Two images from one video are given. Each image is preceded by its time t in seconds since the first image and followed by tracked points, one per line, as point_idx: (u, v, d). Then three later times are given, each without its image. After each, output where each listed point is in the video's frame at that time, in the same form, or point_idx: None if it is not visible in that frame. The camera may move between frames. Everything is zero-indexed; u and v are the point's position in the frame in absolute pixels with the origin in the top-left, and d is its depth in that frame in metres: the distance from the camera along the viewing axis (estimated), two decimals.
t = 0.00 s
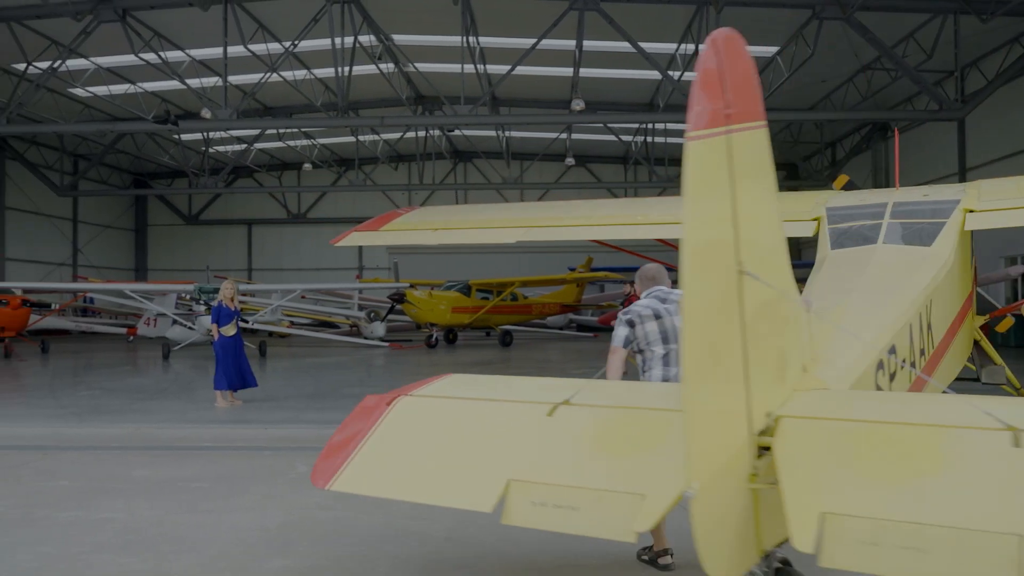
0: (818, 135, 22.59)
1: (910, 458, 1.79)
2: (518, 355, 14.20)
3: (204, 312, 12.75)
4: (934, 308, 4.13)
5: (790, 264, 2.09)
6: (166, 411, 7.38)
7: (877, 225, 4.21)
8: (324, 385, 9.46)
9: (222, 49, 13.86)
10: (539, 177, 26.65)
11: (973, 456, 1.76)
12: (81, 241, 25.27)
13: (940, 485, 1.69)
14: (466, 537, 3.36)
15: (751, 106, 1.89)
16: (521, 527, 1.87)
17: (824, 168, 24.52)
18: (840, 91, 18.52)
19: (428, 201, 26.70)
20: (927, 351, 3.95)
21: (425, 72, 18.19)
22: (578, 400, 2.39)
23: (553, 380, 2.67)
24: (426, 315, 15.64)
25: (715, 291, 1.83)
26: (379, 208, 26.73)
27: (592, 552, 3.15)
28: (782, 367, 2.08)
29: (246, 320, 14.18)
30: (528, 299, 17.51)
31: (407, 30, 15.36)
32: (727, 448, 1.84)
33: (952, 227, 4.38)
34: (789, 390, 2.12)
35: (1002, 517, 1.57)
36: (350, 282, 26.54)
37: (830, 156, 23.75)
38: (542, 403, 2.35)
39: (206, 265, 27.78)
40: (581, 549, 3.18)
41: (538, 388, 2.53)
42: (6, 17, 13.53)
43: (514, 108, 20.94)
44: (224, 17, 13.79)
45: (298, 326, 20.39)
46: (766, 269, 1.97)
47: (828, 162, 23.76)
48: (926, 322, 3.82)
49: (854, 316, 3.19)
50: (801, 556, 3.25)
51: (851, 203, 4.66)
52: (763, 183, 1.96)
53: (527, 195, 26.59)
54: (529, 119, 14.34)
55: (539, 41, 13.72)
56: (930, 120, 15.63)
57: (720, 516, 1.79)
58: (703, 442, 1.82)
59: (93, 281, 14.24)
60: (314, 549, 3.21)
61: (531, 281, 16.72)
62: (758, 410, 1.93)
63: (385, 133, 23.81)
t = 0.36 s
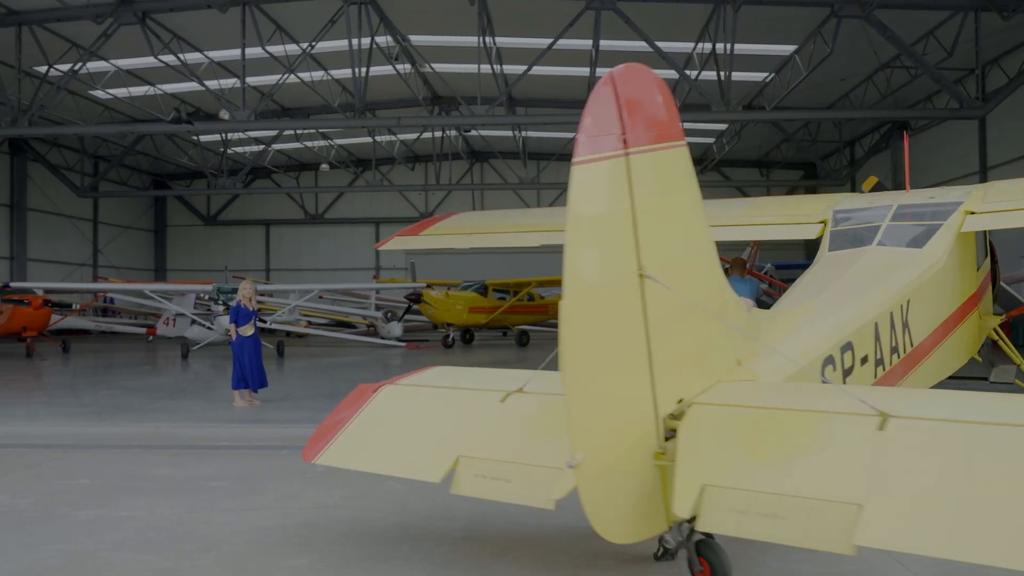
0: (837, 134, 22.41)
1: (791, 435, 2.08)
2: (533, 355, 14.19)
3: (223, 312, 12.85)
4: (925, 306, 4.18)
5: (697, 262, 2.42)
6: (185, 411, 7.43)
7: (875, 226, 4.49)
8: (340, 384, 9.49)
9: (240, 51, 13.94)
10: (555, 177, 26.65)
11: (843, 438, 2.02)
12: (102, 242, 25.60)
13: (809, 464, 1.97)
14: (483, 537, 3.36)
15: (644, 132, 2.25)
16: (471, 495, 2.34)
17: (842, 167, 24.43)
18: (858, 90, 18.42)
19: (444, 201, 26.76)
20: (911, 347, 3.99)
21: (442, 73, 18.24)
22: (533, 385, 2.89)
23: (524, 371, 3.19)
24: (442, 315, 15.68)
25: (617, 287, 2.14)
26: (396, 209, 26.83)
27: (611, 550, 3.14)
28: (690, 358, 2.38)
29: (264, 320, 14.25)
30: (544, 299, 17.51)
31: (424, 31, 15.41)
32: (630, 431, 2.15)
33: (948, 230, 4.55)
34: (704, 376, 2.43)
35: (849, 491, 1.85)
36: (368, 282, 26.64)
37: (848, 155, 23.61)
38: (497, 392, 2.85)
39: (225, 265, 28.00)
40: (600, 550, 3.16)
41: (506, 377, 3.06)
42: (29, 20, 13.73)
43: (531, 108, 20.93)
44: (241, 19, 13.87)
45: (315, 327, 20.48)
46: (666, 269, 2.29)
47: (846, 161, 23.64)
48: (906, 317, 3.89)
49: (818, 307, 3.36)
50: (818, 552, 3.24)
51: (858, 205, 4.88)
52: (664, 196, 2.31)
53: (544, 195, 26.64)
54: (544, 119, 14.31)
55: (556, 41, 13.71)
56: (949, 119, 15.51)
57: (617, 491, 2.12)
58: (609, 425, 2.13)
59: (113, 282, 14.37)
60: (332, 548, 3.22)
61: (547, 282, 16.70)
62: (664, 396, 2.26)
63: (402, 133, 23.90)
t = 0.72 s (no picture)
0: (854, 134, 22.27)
1: (706, 426, 2.43)
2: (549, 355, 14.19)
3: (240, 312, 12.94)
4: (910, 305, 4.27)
5: (642, 267, 2.75)
6: (202, 410, 7.49)
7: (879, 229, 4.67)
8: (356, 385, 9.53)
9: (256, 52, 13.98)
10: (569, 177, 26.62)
11: (751, 424, 2.37)
12: (119, 243, 25.78)
13: (712, 449, 2.33)
14: (500, 536, 3.37)
15: (580, 152, 2.61)
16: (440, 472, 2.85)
17: (859, 166, 24.29)
18: (876, 89, 18.29)
19: (459, 202, 26.77)
20: (891, 347, 4.09)
21: (456, 73, 18.24)
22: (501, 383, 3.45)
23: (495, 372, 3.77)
24: (458, 315, 15.73)
25: (548, 290, 2.53)
26: (412, 209, 26.87)
27: (625, 550, 3.14)
28: (634, 353, 2.74)
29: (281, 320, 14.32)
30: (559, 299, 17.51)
31: (439, 31, 15.41)
32: (566, 415, 2.56)
33: (946, 231, 4.77)
34: (649, 369, 2.78)
35: (740, 471, 2.21)
36: (383, 282, 26.70)
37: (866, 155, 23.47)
38: (470, 383, 3.46)
39: (241, 265, 28.13)
40: (615, 549, 3.15)
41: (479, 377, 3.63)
42: (48, 24, 13.88)
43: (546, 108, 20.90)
44: (257, 21, 13.96)
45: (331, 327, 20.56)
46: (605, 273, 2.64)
47: (863, 161, 23.47)
48: (887, 317, 4.02)
49: (795, 303, 3.60)
50: (835, 549, 3.22)
51: (869, 207, 5.09)
52: (605, 209, 2.65)
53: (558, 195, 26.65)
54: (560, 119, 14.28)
55: (571, 41, 13.67)
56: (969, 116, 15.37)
57: (550, 467, 2.56)
58: (546, 409, 2.55)
59: (132, 282, 14.49)
60: (349, 547, 3.24)
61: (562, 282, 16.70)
62: (603, 386, 2.64)
63: (417, 134, 23.93)
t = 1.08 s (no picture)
0: (868, 133, 22.15)
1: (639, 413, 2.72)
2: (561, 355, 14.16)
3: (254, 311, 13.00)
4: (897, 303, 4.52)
5: (591, 270, 3.06)
6: (217, 409, 7.51)
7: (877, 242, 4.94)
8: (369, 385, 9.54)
9: (269, 53, 14.03)
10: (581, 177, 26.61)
11: (677, 412, 2.64)
12: (134, 243, 25.99)
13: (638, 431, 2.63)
14: (512, 538, 3.35)
15: (528, 166, 2.93)
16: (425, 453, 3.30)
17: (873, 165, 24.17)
18: (890, 87, 18.20)
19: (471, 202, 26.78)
20: (874, 344, 4.32)
21: (469, 74, 18.29)
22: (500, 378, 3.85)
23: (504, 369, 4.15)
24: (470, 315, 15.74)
25: (499, 290, 2.86)
26: (424, 209, 26.92)
27: (637, 553, 3.11)
28: (585, 349, 3.05)
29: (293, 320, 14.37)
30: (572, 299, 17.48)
31: (451, 31, 15.43)
32: (519, 403, 2.89)
33: (941, 233, 5.08)
34: (600, 362, 3.09)
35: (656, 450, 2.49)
36: (395, 282, 26.74)
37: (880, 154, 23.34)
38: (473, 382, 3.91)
39: (254, 265, 28.27)
40: (625, 551, 3.13)
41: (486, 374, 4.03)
42: (63, 25, 13.98)
43: (558, 108, 20.89)
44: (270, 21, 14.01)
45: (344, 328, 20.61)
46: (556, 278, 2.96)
47: (878, 159, 23.35)
48: (870, 316, 4.26)
49: (777, 301, 3.87)
50: (849, 550, 3.17)
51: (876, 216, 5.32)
52: (552, 218, 2.96)
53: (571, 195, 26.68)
54: (571, 119, 14.25)
55: (583, 40, 13.66)
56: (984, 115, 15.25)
57: (503, 449, 2.88)
58: (498, 397, 2.86)
59: (146, 283, 14.58)
60: (361, 547, 3.24)
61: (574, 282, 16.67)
62: (553, 377, 2.96)
63: (429, 134, 23.97)
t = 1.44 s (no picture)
0: (881, 132, 22.03)
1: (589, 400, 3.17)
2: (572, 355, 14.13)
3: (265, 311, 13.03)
4: (884, 301, 4.76)
5: (556, 275, 3.52)
6: (229, 409, 7.53)
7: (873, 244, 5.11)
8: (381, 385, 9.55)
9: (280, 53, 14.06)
10: (592, 176, 26.59)
11: (621, 400, 3.06)
12: (146, 243, 26.11)
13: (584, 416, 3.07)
14: (521, 538, 3.34)
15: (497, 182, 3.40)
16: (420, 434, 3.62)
17: (886, 165, 24.04)
18: (903, 86, 18.10)
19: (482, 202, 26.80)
20: (858, 343, 4.60)
21: (480, 74, 18.29)
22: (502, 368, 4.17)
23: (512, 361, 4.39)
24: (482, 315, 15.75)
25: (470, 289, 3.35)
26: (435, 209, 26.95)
27: (646, 554, 3.10)
28: (552, 347, 3.51)
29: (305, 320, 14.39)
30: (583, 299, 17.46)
31: (462, 32, 15.42)
32: (489, 390, 3.37)
33: (941, 234, 5.21)
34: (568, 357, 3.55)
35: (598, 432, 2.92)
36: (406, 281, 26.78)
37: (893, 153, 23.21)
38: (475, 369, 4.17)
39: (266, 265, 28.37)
40: (636, 552, 3.12)
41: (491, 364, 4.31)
42: (77, 27, 14.03)
43: (569, 108, 20.85)
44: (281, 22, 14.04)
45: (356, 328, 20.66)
46: (523, 282, 3.43)
47: (891, 159, 23.22)
48: (854, 315, 4.56)
49: (753, 303, 4.24)
50: (862, 552, 3.14)
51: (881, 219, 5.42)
52: (519, 227, 3.43)
53: (581, 196, 26.66)
54: (582, 119, 14.22)
55: (593, 40, 13.63)
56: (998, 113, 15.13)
57: (474, 430, 3.37)
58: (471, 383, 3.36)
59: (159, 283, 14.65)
60: (372, 546, 3.24)
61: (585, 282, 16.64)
62: (523, 369, 3.43)
63: (440, 134, 23.98)
